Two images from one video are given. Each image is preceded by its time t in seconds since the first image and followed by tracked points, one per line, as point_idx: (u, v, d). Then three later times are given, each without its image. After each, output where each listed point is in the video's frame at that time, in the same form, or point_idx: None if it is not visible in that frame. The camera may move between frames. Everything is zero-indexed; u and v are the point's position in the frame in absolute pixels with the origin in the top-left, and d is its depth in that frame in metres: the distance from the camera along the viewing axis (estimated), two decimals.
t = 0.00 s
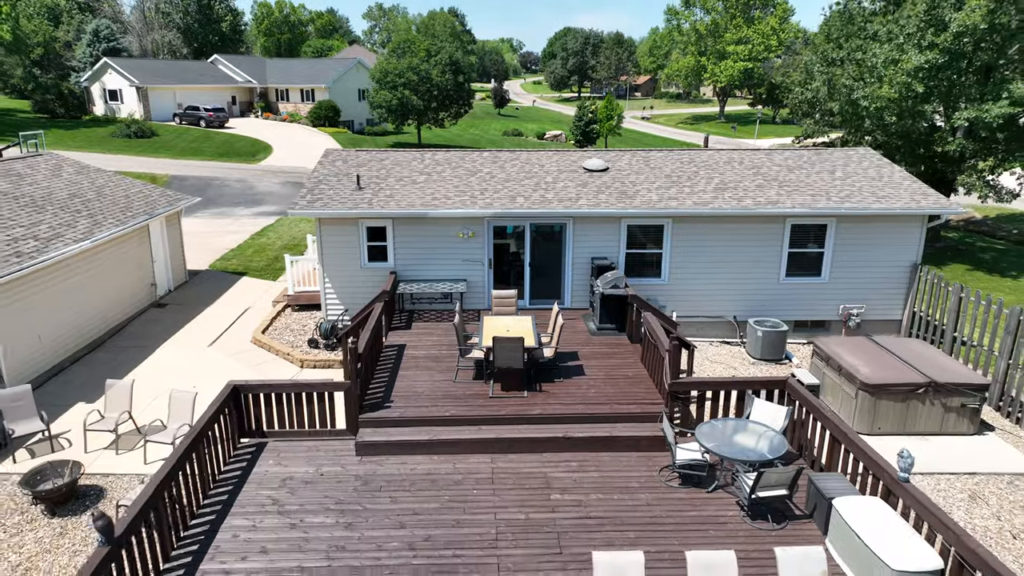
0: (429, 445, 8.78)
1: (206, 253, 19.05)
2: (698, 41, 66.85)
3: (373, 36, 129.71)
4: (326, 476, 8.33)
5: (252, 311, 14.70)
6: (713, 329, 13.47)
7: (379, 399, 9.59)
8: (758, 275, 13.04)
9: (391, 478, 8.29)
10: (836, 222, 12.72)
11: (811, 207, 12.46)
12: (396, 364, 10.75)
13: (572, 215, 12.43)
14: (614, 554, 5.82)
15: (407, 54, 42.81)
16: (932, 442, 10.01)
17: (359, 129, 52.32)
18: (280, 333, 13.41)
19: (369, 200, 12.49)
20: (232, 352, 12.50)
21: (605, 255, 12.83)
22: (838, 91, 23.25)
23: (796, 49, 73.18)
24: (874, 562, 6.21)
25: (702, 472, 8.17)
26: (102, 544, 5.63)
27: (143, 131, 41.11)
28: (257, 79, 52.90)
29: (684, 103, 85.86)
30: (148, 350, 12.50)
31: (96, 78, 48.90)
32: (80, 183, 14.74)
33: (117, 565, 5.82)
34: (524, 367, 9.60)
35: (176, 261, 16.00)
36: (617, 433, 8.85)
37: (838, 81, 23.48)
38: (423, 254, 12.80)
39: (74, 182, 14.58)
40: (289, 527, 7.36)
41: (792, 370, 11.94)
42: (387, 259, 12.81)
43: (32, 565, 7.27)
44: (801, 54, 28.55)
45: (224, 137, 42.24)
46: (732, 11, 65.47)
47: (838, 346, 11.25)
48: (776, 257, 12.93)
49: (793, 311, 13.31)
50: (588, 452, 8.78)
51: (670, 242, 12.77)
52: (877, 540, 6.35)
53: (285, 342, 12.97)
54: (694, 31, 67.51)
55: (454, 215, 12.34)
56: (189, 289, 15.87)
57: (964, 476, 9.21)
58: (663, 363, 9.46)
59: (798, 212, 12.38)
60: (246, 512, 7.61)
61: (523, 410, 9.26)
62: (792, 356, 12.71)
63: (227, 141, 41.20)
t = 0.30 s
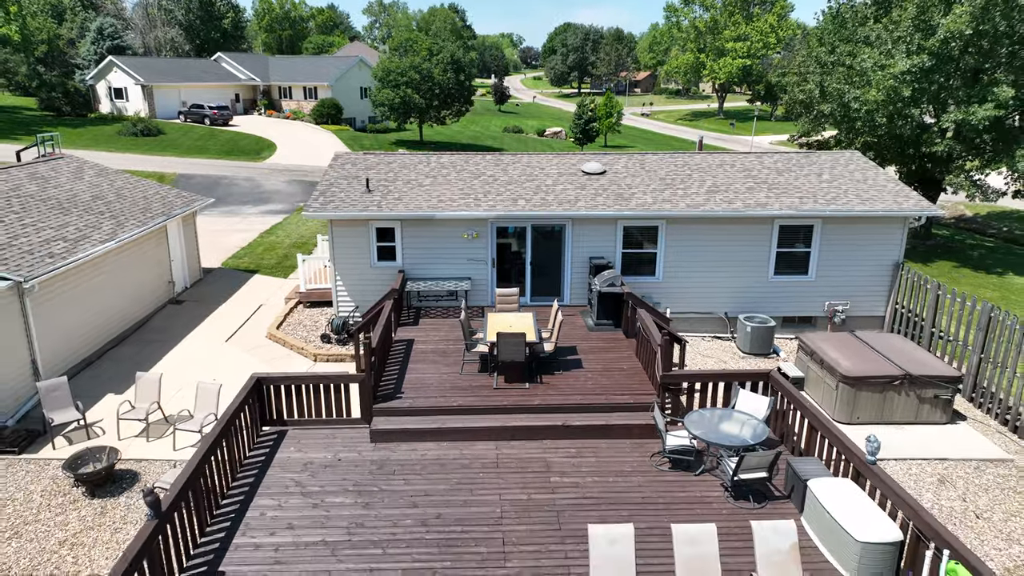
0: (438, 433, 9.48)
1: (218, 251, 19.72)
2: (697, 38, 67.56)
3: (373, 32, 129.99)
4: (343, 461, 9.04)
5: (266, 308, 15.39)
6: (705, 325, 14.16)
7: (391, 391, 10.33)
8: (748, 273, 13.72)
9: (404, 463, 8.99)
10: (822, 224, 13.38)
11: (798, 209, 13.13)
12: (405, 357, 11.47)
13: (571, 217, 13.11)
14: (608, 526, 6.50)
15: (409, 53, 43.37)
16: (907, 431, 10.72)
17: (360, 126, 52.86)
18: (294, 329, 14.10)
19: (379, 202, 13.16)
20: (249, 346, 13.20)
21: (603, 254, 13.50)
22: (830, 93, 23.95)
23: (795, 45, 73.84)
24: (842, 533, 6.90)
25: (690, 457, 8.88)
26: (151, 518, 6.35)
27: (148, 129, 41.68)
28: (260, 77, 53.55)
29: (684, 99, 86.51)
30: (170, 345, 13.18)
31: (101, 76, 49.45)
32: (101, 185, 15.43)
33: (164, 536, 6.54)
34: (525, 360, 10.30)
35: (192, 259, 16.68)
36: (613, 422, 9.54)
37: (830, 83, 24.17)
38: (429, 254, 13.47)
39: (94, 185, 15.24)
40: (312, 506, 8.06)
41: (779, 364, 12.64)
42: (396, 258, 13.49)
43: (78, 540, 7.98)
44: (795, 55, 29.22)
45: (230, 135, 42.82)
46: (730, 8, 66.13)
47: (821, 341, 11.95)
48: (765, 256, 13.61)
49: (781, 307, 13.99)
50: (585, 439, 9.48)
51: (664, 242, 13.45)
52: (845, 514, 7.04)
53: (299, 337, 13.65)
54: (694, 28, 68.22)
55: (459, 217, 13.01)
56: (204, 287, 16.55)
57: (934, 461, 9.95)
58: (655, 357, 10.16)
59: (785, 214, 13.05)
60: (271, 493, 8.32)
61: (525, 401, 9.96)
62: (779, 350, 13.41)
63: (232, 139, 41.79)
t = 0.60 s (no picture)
0: (445, 421, 10.20)
1: (229, 249, 20.42)
2: (696, 35, 68.25)
3: (374, 27, 130.31)
4: (358, 447, 9.76)
5: (279, 304, 16.08)
6: (697, 320, 14.86)
7: (401, 382, 11.07)
8: (738, 272, 14.43)
9: (414, 448, 9.71)
10: (808, 225, 14.08)
11: (785, 211, 13.82)
12: (414, 350, 12.20)
13: (570, 218, 13.81)
14: (601, 502, 7.18)
15: (411, 52, 44.01)
16: (884, 420, 11.47)
17: (362, 123, 53.45)
18: (306, 324, 14.79)
19: (387, 204, 13.85)
20: (264, 340, 13.91)
21: (600, 253, 14.20)
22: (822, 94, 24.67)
23: (793, 42, 74.53)
24: (813, 508, 7.61)
25: (679, 443, 9.61)
26: (190, 495, 7.08)
27: (155, 127, 42.33)
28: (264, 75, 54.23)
29: (683, 95, 87.17)
30: (189, 339, 13.88)
31: (107, 75, 50.07)
32: (120, 187, 16.11)
33: (201, 512, 7.28)
34: (527, 354, 11.03)
35: (206, 257, 17.37)
36: (608, 412, 10.26)
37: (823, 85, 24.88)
38: (436, 253, 14.18)
39: (114, 187, 15.94)
40: (331, 487, 8.79)
41: (766, 357, 13.35)
42: (403, 257, 14.19)
43: (117, 518, 8.70)
44: (789, 56, 29.90)
45: (235, 133, 43.48)
46: (729, 5, 66.84)
47: (806, 336, 12.67)
48: (755, 255, 14.32)
49: (770, 304, 14.70)
50: (582, 427, 10.19)
51: (658, 242, 14.15)
52: (817, 492, 7.75)
53: (312, 332, 14.35)
54: (693, 25, 68.87)
55: (464, 218, 13.71)
56: (217, 284, 17.23)
57: (908, 447, 10.71)
58: (649, 351, 10.87)
59: (773, 215, 13.75)
60: (293, 475, 9.04)
61: (527, 392, 10.69)
62: (767, 344, 14.12)
63: (237, 137, 42.43)
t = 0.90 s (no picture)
0: (452, 411, 10.94)
1: (240, 247, 21.13)
2: (696, 32, 68.91)
3: (374, 22, 130.68)
4: (371, 434, 10.50)
5: (291, 301, 16.81)
6: (690, 316, 15.60)
7: (409, 374, 11.84)
8: (729, 270, 15.16)
9: (424, 435, 10.46)
10: (796, 225, 14.80)
11: (773, 212, 14.53)
12: (421, 344, 12.96)
13: (569, 219, 14.52)
14: (596, 481, 7.92)
15: (413, 51, 44.65)
16: (863, 410, 12.24)
17: (365, 120, 54.08)
18: (318, 320, 15.53)
19: (395, 206, 14.56)
20: (279, 334, 14.66)
21: (598, 252, 14.92)
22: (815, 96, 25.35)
23: (791, 39, 75.24)
24: (790, 488, 8.34)
25: (669, 430, 10.37)
26: (224, 475, 7.84)
27: (161, 125, 42.96)
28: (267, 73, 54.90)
29: (682, 91, 87.81)
30: (207, 334, 14.62)
31: (112, 73, 50.60)
32: (138, 188, 16.82)
33: (234, 491, 8.02)
34: (528, 348, 11.79)
35: (219, 255, 18.09)
36: (603, 401, 11.00)
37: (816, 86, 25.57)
38: (441, 252, 14.89)
39: (133, 188, 16.64)
40: (348, 470, 9.54)
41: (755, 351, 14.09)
42: (410, 256, 14.92)
43: (151, 498, 9.45)
44: (784, 57, 30.58)
45: (240, 131, 44.12)
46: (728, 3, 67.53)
47: (792, 331, 13.41)
48: (745, 254, 15.04)
49: (759, 300, 15.42)
50: (580, 415, 10.93)
51: (653, 241, 14.87)
52: (794, 474, 8.49)
53: (323, 327, 15.08)
54: (691, 22, 69.52)
55: (468, 219, 14.42)
56: (231, 281, 17.96)
57: (884, 435, 11.48)
58: (642, 344, 11.62)
59: (762, 216, 14.47)
60: (313, 459, 9.79)
61: (528, 383, 11.43)
62: (756, 338, 14.86)
63: (242, 135, 43.08)
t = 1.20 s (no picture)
0: (458, 400, 11.70)
1: (250, 244, 21.87)
2: (695, 29, 69.67)
3: (375, 17, 131.10)
4: (383, 421, 11.27)
5: (302, 297, 17.57)
6: (683, 312, 16.35)
7: (417, 366, 12.63)
8: (719, 267, 15.91)
9: (432, 422, 11.23)
10: (784, 225, 15.55)
11: (762, 214, 15.28)
12: (428, 338, 13.74)
13: (567, 219, 15.27)
14: (591, 462, 8.70)
15: (416, 50, 45.29)
16: (844, 400, 13.02)
17: (367, 118, 54.72)
18: (329, 315, 16.29)
19: (402, 207, 15.30)
20: (292, 329, 15.43)
21: (595, 251, 15.68)
22: (808, 98, 26.10)
23: (789, 36, 75.97)
24: (770, 471, 9.09)
25: (659, 418, 11.15)
26: (252, 457, 8.60)
27: (166, 123, 43.63)
28: (271, 70, 55.65)
29: (682, 87, 88.46)
30: (223, 329, 15.38)
31: (117, 71, 51.20)
32: (155, 189, 17.55)
33: (260, 472, 8.79)
34: (528, 342, 12.59)
35: (232, 253, 18.84)
36: (599, 391, 11.78)
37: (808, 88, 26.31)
38: (446, 251, 15.64)
39: (150, 189, 17.36)
40: (363, 454, 10.32)
41: (744, 345, 14.85)
42: (417, 254, 15.68)
43: (181, 481, 10.21)
44: (779, 58, 31.33)
45: (244, 129, 44.81)
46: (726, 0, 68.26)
47: (778, 326, 14.18)
48: (735, 253, 15.79)
49: (749, 296, 16.18)
50: (577, 404, 11.71)
51: (648, 241, 15.62)
52: (773, 457, 9.25)
53: (334, 322, 15.85)
54: (690, 19, 70.27)
55: (471, 219, 15.16)
56: (243, 278, 18.72)
57: (863, 423, 12.26)
58: (636, 339, 12.39)
59: (751, 217, 15.21)
60: (330, 444, 10.57)
61: (530, 375, 12.21)
62: (745, 333, 15.62)
63: (247, 133, 43.76)
